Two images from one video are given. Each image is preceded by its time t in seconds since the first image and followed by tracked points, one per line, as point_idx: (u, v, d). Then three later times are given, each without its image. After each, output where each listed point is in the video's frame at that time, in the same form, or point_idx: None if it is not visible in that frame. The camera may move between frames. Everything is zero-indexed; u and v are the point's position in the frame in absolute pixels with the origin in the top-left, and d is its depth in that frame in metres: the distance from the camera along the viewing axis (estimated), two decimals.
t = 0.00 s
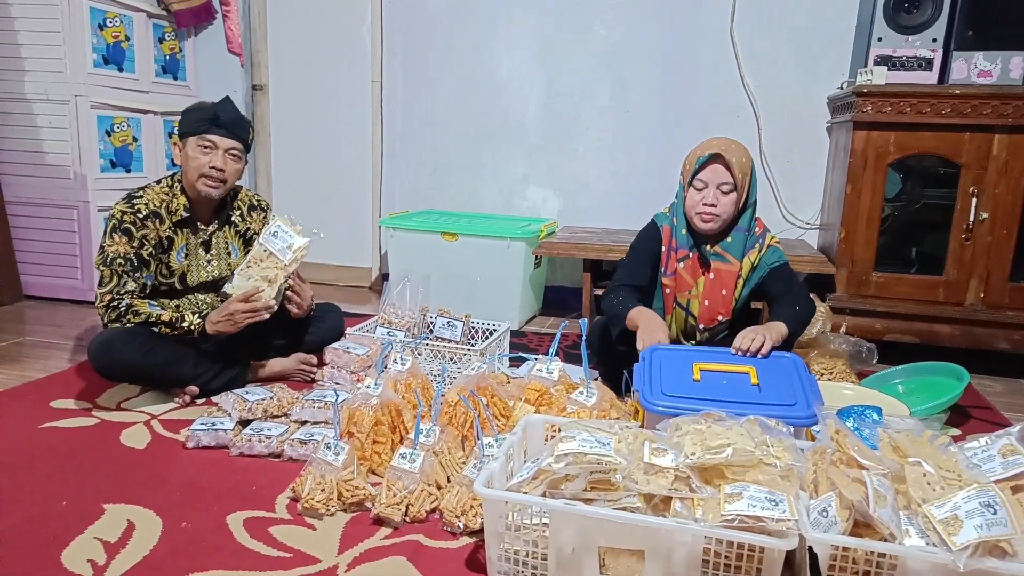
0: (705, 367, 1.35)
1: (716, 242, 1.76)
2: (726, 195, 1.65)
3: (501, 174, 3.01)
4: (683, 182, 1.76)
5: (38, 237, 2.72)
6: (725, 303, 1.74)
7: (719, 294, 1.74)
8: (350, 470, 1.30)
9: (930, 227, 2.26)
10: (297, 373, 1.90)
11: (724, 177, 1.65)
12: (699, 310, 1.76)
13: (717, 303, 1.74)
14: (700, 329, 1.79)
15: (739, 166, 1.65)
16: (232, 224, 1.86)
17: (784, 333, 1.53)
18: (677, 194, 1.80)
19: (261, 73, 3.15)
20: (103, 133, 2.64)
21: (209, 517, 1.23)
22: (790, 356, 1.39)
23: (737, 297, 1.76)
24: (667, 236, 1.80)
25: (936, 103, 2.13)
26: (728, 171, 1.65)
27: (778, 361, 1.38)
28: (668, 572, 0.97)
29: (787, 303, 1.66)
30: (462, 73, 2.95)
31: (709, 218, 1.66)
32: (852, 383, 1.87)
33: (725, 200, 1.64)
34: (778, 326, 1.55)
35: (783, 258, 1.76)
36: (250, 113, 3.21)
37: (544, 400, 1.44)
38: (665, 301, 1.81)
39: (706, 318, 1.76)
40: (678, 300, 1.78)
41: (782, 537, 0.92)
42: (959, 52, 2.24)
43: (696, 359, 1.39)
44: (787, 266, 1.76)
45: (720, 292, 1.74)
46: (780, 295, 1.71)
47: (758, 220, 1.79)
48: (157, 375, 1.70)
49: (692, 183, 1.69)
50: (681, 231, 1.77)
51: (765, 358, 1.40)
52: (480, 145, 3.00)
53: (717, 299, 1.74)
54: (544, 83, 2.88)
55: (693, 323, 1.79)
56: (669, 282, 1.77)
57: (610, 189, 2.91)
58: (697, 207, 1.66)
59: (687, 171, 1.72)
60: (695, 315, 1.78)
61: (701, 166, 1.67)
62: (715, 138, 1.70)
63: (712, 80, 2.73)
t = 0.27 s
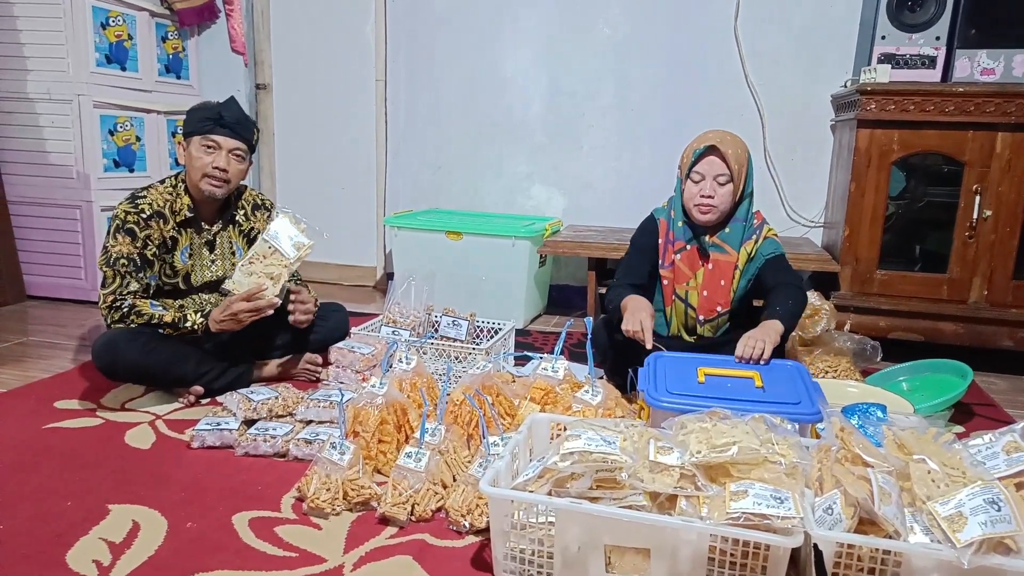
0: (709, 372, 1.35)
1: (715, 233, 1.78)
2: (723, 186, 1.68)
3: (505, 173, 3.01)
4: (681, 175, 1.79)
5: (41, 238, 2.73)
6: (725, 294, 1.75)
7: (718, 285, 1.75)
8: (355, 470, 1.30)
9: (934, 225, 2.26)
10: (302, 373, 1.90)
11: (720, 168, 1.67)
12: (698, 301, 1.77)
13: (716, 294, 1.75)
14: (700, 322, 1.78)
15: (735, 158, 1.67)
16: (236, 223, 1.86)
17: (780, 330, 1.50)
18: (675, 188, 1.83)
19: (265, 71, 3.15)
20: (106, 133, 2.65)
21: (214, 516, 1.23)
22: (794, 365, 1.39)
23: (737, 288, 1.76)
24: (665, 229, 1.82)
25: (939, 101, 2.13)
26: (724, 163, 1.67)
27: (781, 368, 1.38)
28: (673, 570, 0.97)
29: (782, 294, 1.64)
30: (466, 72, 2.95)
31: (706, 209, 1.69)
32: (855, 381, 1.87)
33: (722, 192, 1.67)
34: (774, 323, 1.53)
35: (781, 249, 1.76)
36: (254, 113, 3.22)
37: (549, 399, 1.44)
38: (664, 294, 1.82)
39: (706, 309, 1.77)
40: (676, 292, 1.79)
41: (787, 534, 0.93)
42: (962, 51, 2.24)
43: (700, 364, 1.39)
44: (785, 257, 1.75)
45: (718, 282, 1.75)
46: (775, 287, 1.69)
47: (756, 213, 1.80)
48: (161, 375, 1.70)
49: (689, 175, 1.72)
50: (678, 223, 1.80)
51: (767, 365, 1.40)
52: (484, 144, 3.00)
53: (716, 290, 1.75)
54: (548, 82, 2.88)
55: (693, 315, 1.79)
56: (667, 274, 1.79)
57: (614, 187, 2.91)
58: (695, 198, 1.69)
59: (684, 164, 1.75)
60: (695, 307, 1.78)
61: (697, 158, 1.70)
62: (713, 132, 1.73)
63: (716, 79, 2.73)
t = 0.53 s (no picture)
0: (711, 375, 1.34)
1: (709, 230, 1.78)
2: (716, 183, 1.68)
3: (508, 172, 3.01)
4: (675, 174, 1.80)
5: (44, 237, 2.73)
6: (719, 289, 1.76)
7: (712, 281, 1.75)
8: (357, 470, 1.31)
9: (936, 225, 2.26)
10: (309, 372, 1.91)
11: (712, 165, 1.68)
12: (694, 297, 1.77)
13: (710, 290, 1.76)
14: (697, 318, 1.78)
15: (727, 155, 1.67)
16: (239, 222, 1.85)
17: (775, 329, 1.51)
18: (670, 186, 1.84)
19: (268, 71, 3.17)
20: (109, 132, 2.65)
21: (216, 516, 1.23)
22: (797, 370, 1.37)
23: (731, 284, 1.76)
24: (659, 228, 1.84)
25: (942, 101, 2.13)
26: (716, 160, 1.68)
27: (786, 372, 1.36)
28: (676, 570, 0.97)
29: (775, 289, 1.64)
30: (469, 71, 2.95)
31: (700, 207, 1.69)
32: (857, 381, 1.87)
33: (715, 189, 1.67)
34: (770, 324, 1.53)
35: (775, 245, 1.75)
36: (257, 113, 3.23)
37: (551, 399, 1.44)
38: (660, 292, 1.83)
39: (702, 305, 1.77)
40: (672, 289, 1.79)
41: (790, 534, 0.93)
42: (964, 51, 2.23)
43: (704, 368, 1.38)
44: (779, 253, 1.74)
45: (713, 278, 1.75)
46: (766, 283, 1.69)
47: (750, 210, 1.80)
48: (162, 375, 1.70)
49: (682, 173, 1.73)
50: (672, 221, 1.81)
51: (770, 370, 1.39)
52: (487, 143, 3.00)
53: (710, 286, 1.75)
54: (552, 81, 2.88)
55: (690, 312, 1.79)
56: (662, 271, 1.79)
57: (617, 187, 2.91)
58: (687, 196, 1.70)
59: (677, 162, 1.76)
60: (690, 303, 1.78)
61: (689, 156, 1.71)
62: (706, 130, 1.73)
63: (719, 78, 2.73)
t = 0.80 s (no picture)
0: (709, 373, 1.33)
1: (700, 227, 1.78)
2: (704, 180, 1.69)
3: (508, 172, 3.01)
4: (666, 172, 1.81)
5: (42, 239, 2.73)
6: (712, 286, 1.75)
7: (705, 278, 1.75)
8: (357, 471, 1.30)
9: (935, 223, 2.26)
10: (308, 373, 1.91)
11: (699, 162, 1.68)
12: (688, 294, 1.77)
13: (704, 287, 1.75)
14: (692, 315, 1.78)
15: (713, 152, 1.68)
16: (237, 224, 1.85)
17: (769, 326, 1.50)
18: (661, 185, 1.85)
19: (266, 71, 3.15)
20: (107, 134, 2.65)
21: (216, 517, 1.23)
22: (792, 366, 1.38)
23: (725, 280, 1.76)
24: (651, 227, 1.85)
25: (940, 99, 2.13)
26: (703, 158, 1.68)
27: (783, 368, 1.37)
28: (676, 569, 0.97)
29: (771, 286, 1.64)
30: (469, 71, 2.95)
31: (688, 204, 1.70)
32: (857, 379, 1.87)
33: (702, 186, 1.68)
34: (764, 322, 1.52)
35: (768, 240, 1.75)
36: (256, 113, 3.22)
37: (551, 399, 1.44)
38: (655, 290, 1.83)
39: (696, 302, 1.77)
40: (666, 288, 1.79)
41: (789, 532, 0.93)
42: (962, 49, 2.24)
43: (701, 365, 1.38)
44: (771, 247, 1.75)
45: (705, 275, 1.75)
46: (762, 278, 1.69)
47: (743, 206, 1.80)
48: (162, 377, 1.70)
49: (670, 172, 1.74)
50: (664, 220, 1.82)
51: (767, 366, 1.39)
52: (488, 143, 3.00)
53: (703, 282, 1.75)
54: (551, 81, 2.88)
55: (685, 309, 1.78)
56: (655, 269, 1.80)
57: (616, 186, 2.91)
58: (676, 194, 1.71)
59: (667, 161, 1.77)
60: (685, 301, 1.78)
61: (677, 155, 1.72)
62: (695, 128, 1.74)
63: (718, 77, 2.73)
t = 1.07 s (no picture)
0: (708, 372, 1.33)
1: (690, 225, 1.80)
2: (689, 179, 1.70)
3: (507, 172, 3.01)
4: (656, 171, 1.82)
5: (40, 240, 2.73)
6: (702, 284, 1.77)
7: (695, 276, 1.77)
8: (355, 471, 1.30)
9: (932, 222, 2.26)
10: (305, 374, 1.92)
11: (684, 162, 1.69)
12: (679, 293, 1.79)
13: (694, 284, 1.77)
14: (684, 314, 1.79)
15: (697, 151, 1.68)
16: (235, 224, 1.85)
17: (765, 326, 1.50)
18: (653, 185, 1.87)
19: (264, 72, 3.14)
20: (104, 135, 2.64)
21: (214, 518, 1.23)
22: (789, 367, 1.38)
23: (716, 278, 1.77)
24: (643, 226, 1.87)
25: (937, 99, 2.13)
26: (687, 157, 1.69)
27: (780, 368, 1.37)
28: (673, 568, 0.97)
29: (767, 283, 1.64)
30: (467, 71, 2.95)
31: (673, 203, 1.72)
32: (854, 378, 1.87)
33: (687, 185, 1.69)
34: (759, 321, 1.52)
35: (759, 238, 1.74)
36: (253, 114, 3.21)
37: (549, 399, 1.44)
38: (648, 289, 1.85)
39: (687, 300, 1.78)
40: (658, 286, 1.81)
41: (786, 531, 0.93)
42: (959, 48, 2.24)
43: (700, 364, 1.38)
44: (764, 244, 1.74)
45: (695, 273, 1.76)
46: (756, 276, 1.69)
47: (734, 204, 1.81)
48: (160, 378, 1.70)
49: (658, 172, 1.75)
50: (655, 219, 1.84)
51: (764, 367, 1.39)
52: (486, 143, 3.00)
53: (693, 280, 1.77)
54: (550, 81, 2.88)
55: (677, 307, 1.80)
56: (647, 268, 1.81)
57: (614, 186, 2.91)
58: (662, 194, 1.73)
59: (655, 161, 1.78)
60: (677, 299, 1.80)
61: (663, 155, 1.74)
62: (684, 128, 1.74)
63: (716, 77, 2.73)
